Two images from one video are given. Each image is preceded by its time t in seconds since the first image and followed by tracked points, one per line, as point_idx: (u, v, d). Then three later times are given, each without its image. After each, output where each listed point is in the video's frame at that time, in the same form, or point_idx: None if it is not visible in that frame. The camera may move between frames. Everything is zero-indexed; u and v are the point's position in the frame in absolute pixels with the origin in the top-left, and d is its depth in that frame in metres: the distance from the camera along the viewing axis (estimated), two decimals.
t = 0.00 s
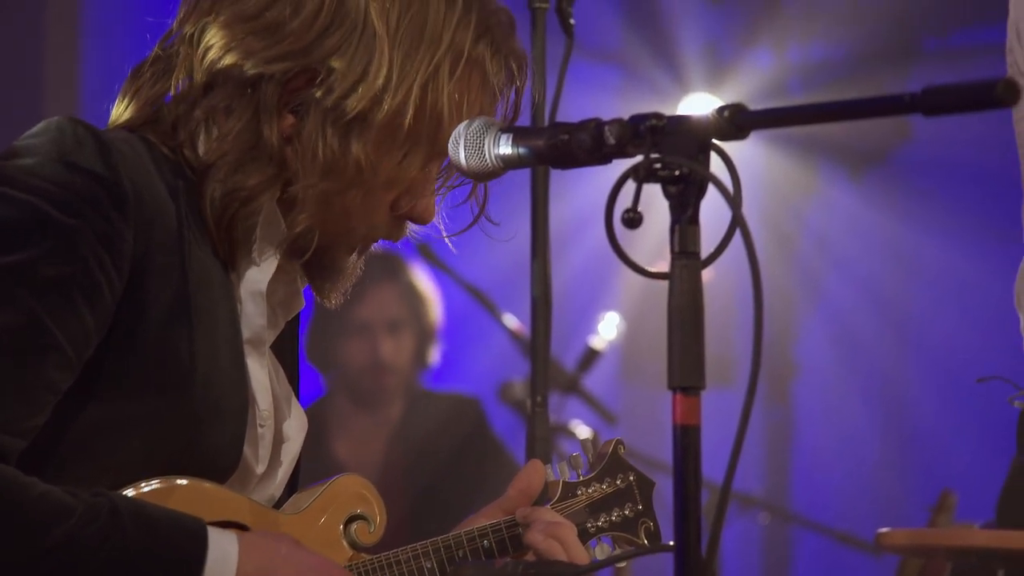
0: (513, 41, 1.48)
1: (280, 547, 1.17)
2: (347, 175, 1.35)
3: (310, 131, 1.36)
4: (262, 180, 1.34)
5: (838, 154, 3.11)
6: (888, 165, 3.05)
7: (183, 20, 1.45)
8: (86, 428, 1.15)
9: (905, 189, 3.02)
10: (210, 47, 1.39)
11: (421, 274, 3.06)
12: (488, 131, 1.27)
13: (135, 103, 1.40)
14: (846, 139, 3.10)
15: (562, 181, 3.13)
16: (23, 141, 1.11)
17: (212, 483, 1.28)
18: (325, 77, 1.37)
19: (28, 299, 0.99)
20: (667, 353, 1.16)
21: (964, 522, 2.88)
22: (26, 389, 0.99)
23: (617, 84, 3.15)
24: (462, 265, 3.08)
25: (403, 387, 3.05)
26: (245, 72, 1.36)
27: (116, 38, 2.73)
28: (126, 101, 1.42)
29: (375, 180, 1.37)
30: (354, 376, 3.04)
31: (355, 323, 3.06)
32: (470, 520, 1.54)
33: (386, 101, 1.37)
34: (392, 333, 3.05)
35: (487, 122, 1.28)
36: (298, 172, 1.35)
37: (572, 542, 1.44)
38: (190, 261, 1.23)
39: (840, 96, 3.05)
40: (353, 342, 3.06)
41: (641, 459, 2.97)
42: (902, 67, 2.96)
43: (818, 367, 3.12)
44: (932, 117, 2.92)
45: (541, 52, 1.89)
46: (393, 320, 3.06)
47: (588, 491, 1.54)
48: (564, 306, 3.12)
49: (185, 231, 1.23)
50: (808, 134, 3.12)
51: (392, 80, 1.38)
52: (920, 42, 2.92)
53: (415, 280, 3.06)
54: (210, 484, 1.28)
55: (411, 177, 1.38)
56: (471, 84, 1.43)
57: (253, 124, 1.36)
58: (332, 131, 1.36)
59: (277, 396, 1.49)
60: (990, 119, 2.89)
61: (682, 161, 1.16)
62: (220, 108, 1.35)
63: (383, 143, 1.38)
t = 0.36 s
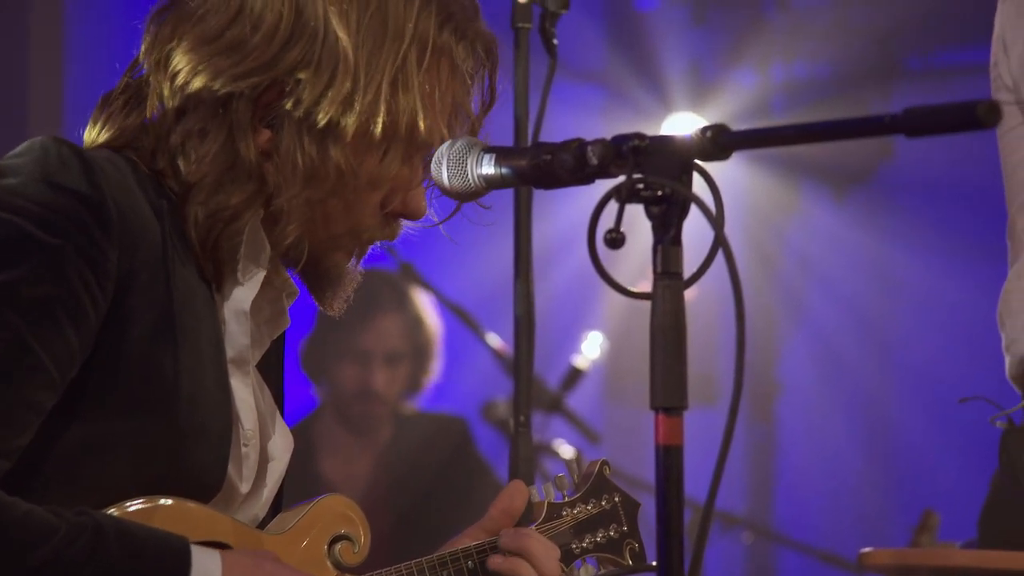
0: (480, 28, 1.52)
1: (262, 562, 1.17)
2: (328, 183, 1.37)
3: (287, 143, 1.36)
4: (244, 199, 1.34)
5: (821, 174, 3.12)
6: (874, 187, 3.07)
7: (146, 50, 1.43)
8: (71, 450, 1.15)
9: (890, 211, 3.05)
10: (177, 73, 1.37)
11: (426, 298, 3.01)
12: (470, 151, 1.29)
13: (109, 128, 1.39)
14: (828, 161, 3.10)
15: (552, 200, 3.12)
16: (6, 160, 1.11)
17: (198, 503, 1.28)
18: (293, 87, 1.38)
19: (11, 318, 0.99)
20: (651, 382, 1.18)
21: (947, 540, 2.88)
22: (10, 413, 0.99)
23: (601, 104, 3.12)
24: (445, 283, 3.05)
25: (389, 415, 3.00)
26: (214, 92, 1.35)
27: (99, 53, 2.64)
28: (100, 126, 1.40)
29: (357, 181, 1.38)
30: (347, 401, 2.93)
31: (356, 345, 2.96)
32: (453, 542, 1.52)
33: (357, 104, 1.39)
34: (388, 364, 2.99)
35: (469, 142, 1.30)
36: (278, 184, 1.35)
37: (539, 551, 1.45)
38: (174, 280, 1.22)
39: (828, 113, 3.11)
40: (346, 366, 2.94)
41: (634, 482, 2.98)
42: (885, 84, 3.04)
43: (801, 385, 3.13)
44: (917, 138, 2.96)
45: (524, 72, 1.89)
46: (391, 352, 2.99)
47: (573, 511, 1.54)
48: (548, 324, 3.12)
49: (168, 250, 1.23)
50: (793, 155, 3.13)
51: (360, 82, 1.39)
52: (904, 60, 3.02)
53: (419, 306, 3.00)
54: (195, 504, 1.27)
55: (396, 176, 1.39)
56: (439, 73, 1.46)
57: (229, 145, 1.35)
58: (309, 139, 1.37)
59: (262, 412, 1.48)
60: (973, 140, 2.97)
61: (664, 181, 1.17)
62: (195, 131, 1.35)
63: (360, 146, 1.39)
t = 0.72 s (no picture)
0: (461, 65, 1.51)
1: None
2: (296, 209, 1.35)
3: (257, 165, 1.35)
4: (212, 217, 1.33)
5: (799, 192, 3.16)
6: (851, 204, 3.10)
7: (127, 57, 1.42)
8: (47, 464, 1.13)
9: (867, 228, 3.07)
10: (154, 84, 1.36)
11: (401, 313, 3.02)
12: (446, 168, 1.47)
13: (85, 140, 1.40)
14: (807, 178, 3.15)
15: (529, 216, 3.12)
16: None
17: (173, 520, 1.26)
18: (269, 110, 1.36)
19: None
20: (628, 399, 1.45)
21: (923, 556, 2.87)
22: None
23: (579, 120, 3.14)
24: (421, 300, 3.06)
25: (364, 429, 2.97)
26: (188, 110, 1.33)
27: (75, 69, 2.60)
28: (77, 137, 1.41)
29: (324, 212, 1.37)
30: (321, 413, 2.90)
31: (330, 358, 2.95)
32: (425, 556, 1.50)
33: (331, 132, 1.36)
34: (366, 375, 2.98)
35: (445, 159, 1.48)
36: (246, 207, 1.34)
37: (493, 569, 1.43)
38: (146, 299, 1.21)
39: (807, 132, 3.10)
40: (323, 378, 2.94)
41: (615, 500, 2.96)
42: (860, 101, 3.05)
43: (778, 402, 3.14)
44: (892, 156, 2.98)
45: (501, 88, 1.90)
46: (369, 363, 2.99)
47: (548, 525, 1.52)
48: (525, 339, 3.11)
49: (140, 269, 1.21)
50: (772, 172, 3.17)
51: (336, 110, 1.36)
52: (879, 78, 3.03)
53: (397, 321, 3.01)
54: (167, 523, 1.24)
55: (360, 209, 1.38)
56: (417, 109, 1.44)
57: (200, 161, 1.34)
58: (280, 165, 1.34)
59: (236, 427, 1.48)
60: (943, 159, 2.98)
61: (642, 200, 1.44)
62: (167, 145, 1.34)
63: (330, 173, 1.37)
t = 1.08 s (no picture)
0: (425, 50, 1.53)
1: None
2: (278, 216, 1.36)
3: (235, 176, 1.36)
4: (194, 235, 1.33)
5: (773, 207, 3.21)
6: (825, 219, 3.16)
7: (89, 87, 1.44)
8: (25, 493, 1.15)
9: (840, 242, 3.13)
10: (121, 110, 1.37)
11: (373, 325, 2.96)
12: (422, 184, 1.48)
13: (55, 161, 1.39)
14: (779, 193, 3.20)
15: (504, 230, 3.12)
16: None
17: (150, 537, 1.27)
18: (238, 120, 1.37)
19: None
20: (605, 411, 1.47)
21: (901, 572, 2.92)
22: None
23: (557, 137, 3.12)
24: (398, 314, 3.01)
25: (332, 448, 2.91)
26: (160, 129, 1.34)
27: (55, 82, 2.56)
28: (46, 161, 1.40)
29: (306, 213, 1.38)
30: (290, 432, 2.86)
31: (304, 376, 2.90)
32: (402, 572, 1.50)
33: (302, 133, 1.38)
34: (333, 399, 2.92)
35: (421, 175, 1.49)
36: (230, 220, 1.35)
37: None
38: (125, 313, 1.23)
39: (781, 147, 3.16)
40: (291, 398, 2.88)
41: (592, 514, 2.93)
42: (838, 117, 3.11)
43: (754, 418, 3.15)
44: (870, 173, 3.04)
45: (477, 103, 1.90)
46: (337, 386, 2.93)
47: (527, 542, 1.50)
48: (502, 356, 3.09)
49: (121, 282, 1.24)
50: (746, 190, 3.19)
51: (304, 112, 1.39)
52: (856, 95, 3.10)
53: (367, 334, 2.96)
54: (144, 538, 1.24)
55: (347, 206, 1.40)
56: (384, 98, 1.47)
57: (178, 182, 1.34)
58: (257, 172, 1.36)
59: (215, 446, 1.46)
60: (920, 174, 3.06)
61: (617, 216, 1.45)
62: (142, 168, 1.34)
63: (307, 177, 1.39)
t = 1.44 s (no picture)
0: (423, 116, 1.55)
1: None
2: (245, 234, 1.36)
3: (210, 191, 1.37)
4: (159, 237, 1.34)
5: (749, 224, 3.17)
6: (802, 234, 3.14)
7: (92, 82, 1.48)
8: (7, 503, 1.17)
9: (818, 257, 3.12)
10: (115, 106, 1.41)
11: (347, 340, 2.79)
12: (397, 202, 1.42)
13: (44, 161, 1.43)
14: (756, 209, 3.17)
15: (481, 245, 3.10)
16: None
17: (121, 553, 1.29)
18: (225, 136, 1.39)
19: None
20: (580, 427, 1.45)
21: None
22: None
23: (532, 151, 3.08)
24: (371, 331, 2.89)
25: (310, 456, 2.70)
26: (144, 131, 1.37)
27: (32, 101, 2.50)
28: (35, 161, 1.44)
29: (275, 239, 1.39)
30: (266, 442, 2.66)
31: (276, 383, 2.71)
32: None
33: (285, 164, 1.40)
34: (309, 402, 2.73)
35: (396, 193, 1.44)
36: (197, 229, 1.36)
37: None
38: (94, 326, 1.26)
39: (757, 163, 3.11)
40: (266, 404, 2.69)
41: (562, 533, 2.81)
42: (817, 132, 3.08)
43: (730, 437, 3.05)
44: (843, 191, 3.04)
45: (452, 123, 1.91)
46: (313, 390, 2.74)
47: (499, 557, 1.49)
48: (474, 376, 3.06)
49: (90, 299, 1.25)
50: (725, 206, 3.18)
51: (293, 141, 1.40)
52: (834, 110, 3.08)
53: (340, 350, 2.78)
54: (115, 556, 1.24)
55: (311, 243, 1.40)
56: (375, 151, 1.46)
57: (153, 185, 1.37)
58: (233, 190, 1.37)
59: (186, 462, 1.47)
60: (897, 197, 3.06)
61: (591, 232, 1.43)
62: (123, 165, 1.37)
63: (282, 204, 1.40)
